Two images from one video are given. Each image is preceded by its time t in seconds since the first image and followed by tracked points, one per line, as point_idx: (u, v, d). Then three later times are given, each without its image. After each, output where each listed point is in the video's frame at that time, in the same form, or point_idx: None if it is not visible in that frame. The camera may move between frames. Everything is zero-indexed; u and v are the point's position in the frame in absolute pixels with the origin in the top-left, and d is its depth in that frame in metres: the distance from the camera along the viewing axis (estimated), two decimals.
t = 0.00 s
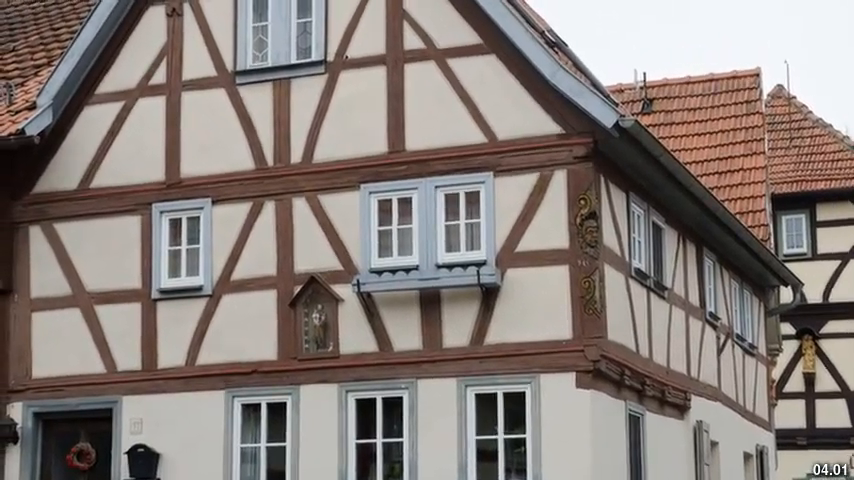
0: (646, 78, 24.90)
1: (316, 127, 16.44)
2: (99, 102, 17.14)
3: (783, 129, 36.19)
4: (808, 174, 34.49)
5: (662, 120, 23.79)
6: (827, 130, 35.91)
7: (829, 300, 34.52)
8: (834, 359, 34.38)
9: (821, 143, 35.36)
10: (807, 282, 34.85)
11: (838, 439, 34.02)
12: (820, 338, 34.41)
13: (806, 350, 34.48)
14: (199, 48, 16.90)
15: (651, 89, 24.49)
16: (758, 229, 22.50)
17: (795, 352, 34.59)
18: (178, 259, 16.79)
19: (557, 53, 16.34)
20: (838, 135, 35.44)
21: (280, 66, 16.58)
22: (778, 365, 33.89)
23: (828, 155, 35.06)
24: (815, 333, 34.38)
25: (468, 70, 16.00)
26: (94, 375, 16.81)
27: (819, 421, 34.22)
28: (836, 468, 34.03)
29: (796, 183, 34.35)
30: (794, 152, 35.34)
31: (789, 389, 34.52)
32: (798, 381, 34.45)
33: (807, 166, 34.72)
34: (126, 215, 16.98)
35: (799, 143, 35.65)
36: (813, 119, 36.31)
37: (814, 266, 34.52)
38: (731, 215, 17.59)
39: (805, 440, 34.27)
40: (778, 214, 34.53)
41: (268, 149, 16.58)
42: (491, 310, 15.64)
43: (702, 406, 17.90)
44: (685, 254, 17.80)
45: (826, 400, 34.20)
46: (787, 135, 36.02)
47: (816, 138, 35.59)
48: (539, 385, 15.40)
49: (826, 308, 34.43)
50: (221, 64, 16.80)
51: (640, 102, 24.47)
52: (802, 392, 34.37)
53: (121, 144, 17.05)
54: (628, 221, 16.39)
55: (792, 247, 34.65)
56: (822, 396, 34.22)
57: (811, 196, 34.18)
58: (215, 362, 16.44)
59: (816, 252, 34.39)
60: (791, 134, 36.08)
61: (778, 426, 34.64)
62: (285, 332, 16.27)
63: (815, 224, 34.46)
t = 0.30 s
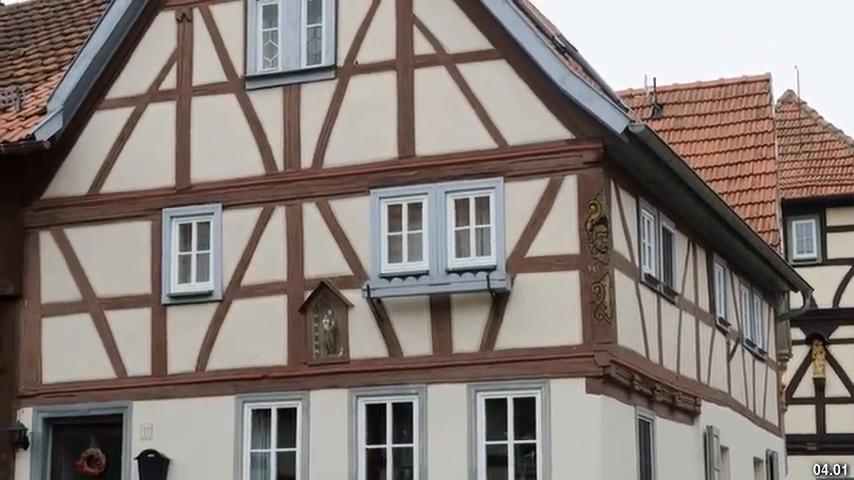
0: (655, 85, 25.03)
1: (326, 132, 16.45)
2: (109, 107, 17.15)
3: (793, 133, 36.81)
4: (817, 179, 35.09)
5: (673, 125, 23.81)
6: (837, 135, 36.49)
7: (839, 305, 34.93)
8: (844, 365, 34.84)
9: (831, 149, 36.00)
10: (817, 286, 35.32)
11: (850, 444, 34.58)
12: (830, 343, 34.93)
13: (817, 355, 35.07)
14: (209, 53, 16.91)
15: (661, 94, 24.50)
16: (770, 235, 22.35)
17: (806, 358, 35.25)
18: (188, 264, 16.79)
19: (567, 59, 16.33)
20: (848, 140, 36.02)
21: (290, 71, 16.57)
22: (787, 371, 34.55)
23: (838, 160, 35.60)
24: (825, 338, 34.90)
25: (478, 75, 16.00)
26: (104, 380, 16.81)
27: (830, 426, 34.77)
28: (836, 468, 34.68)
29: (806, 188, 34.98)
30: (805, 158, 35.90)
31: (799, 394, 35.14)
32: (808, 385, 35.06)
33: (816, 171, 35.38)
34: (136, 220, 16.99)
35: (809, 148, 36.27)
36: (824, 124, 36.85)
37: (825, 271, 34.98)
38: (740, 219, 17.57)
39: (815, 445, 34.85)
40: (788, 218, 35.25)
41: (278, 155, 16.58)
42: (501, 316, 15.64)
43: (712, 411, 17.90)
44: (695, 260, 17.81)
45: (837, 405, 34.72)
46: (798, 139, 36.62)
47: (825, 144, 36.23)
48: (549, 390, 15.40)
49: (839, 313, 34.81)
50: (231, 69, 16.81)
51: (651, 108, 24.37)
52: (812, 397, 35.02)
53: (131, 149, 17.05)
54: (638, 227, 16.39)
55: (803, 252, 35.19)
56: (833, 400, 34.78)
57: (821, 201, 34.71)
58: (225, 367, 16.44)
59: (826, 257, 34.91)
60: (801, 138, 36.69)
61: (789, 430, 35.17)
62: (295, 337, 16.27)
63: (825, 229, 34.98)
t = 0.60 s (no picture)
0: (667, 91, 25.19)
1: (337, 139, 16.44)
2: (120, 113, 17.16)
3: (804, 141, 37.18)
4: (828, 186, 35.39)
5: (685, 132, 24.03)
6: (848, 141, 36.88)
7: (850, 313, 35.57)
8: None
9: (842, 156, 36.40)
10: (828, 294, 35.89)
11: None
12: (840, 350, 35.54)
13: (827, 362, 35.66)
14: (220, 60, 16.91)
15: (672, 102, 24.75)
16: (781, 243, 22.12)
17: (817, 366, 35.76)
18: (199, 271, 16.79)
19: (579, 65, 16.33)
20: None
21: (301, 78, 16.58)
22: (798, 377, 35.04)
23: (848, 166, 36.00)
24: (836, 345, 35.49)
25: (489, 82, 16.01)
26: (115, 386, 16.80)
27: (842, 432, 35.32)
28: (835, 469, 35.27)
29: (817, 194, 35.27)
30: (816, 164, 36.34)
31: (810, 401, 35.56)
32: (819, 392, 35.56)
33: (828, 177, 35.70)
34: (147, 226, 16.98)
35: (820, 155, 36.66)
36: (834, 131, 37.25)
37: (836, 276, 35.49)
38: (751, 225, 17.57)
39: (827, 452, 35.36)
40: (798, 225, 35.64)
41: (289, 161, 16.58)
42: (512, 323, 15.63)
43: (723, 418, 17.89)
44: (706, 266, 17.81)
45: (845, 412, 35.25)
46: (809, 146, 36.99)
47: (837, 151, 36.62)
48: (560, 397, 15.40)
49: (850, 318, 35.45)
50: (242, 75, 16.82)
51: (663, 115, 24.92)
52: (823, 404, 35.54)
53: (142, 156, 17.05)
54: (649, 233, 16.40)
55: (814, 259, 35.68)
56: (841, 408, 35.28)
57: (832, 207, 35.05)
58: (236, 374, 16.44)
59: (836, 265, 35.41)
60: (813, 145, 37.04)
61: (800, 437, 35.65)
62: (306, 344, 16.26)
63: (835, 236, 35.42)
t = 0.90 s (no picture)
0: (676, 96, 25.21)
1: (347, 145, 16.44)
2: (130, 119, 17.16)
3: (814, 146, 37.18)
4: (838, 191, 35.35)
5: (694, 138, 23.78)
6: None
7: None
8: None
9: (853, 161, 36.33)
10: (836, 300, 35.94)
11: None
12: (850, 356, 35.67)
13: (837, 368, 35.79)
14: (230, 65, 16.92)
15: (682, 106, 24.65)
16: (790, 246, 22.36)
17: (825, 372, 35.87)
18: (209, 276, 16.78)
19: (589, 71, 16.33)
20: None
21: (311, 83, 16.58)
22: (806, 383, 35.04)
23: None
24: (846, 350, 35.65)
25: (499, 88, 16.01)
26: (125, 392, 16.80)
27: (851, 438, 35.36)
28: (835, 469, 35.21)
29: (828, 200, 35.23)
30: (827, 170, 36.26)
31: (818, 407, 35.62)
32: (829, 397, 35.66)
33: (839, 183, 35.63)
34: (157, 232, 16.98)
35: (830, 160, 36.63)
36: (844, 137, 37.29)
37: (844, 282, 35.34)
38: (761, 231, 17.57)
39: (837, 457, 35.27)
40: (808, 231, 35.50)
41: (299, 167, 16.58)
42: (523, 328, 15.63)
43: (733, 423, 17.87)
44: (716, 272, 17.81)
45: None
46: (819, 152, 36.97)
47: (847, 156, 36.59)
48: (570, 402, 15.39)
49: None
50: (252, 81, 16.82)
51: (673, 120, 24.57)
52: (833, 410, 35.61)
53: (151, 161, 17.05)
54: (660, 239, 16.40)
55: (824, 265, 35.59)
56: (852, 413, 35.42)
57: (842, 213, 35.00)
58: (246, 380, 16.43)
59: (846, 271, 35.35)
60: (823, 151, 37.06)
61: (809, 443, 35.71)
62: (316, 349, 16.25)
63: (845, 242, 35.28)
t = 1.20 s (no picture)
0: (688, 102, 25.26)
1: (358, 151, 16.45)
2: (141, 125, 17.17)
3: (825, 153, 36.07)
4: None
5: (705, 144, 23.96)
6: None
7: None
8: None
9: None
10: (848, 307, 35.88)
11: None
12: None
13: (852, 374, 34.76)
14: (241, 71, 16.93)
15: (693, 114, 24.81)
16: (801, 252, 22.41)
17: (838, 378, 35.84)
18: (220, 282, 16.78)
19: (600, 77, 16.33)
20: None
21: (322, 89, 16.58)
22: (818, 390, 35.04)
23: None
24: None
25: (511, 94, 16.01)
26: (136, 398, 16.80)
27: None
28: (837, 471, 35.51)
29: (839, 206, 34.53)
30: (837, 177, 35.14)
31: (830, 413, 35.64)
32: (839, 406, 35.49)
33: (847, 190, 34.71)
34: (169, 238, 16.99)
35: (841, 168, 35.37)
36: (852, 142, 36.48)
37: None
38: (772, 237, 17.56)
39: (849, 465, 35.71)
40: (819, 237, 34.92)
41: (310, 173, 16.58)
42: (534, 335, 15.62)
43: (744, 430, 17.86)
44: (728, 278, 17.81)
45: None
46: (830, 160, 35.74)
47: None
48: (582, 409, 15.38)
49: None
50: (263, 87, 16.83)
51: (682, 127, 24.87)
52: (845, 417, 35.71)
53: (163, 167, 17.06)
54: (671, 246, 16.40)
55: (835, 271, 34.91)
56: None
57: None
58: (257, 386, 16.43)
59: None
60: (834, 158, 35.87)
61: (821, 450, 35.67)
62: (328, 355, 16.25)
63: None
